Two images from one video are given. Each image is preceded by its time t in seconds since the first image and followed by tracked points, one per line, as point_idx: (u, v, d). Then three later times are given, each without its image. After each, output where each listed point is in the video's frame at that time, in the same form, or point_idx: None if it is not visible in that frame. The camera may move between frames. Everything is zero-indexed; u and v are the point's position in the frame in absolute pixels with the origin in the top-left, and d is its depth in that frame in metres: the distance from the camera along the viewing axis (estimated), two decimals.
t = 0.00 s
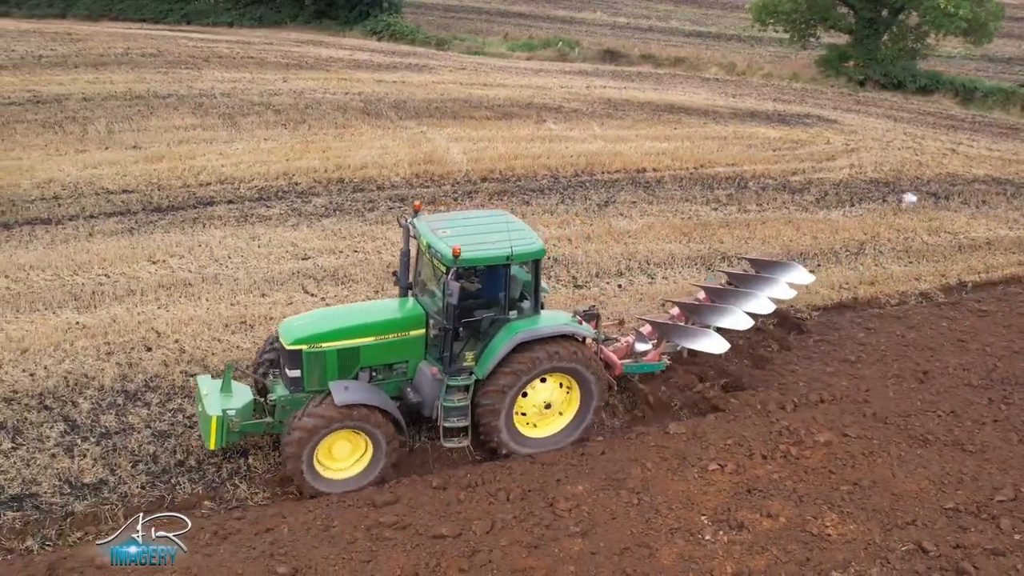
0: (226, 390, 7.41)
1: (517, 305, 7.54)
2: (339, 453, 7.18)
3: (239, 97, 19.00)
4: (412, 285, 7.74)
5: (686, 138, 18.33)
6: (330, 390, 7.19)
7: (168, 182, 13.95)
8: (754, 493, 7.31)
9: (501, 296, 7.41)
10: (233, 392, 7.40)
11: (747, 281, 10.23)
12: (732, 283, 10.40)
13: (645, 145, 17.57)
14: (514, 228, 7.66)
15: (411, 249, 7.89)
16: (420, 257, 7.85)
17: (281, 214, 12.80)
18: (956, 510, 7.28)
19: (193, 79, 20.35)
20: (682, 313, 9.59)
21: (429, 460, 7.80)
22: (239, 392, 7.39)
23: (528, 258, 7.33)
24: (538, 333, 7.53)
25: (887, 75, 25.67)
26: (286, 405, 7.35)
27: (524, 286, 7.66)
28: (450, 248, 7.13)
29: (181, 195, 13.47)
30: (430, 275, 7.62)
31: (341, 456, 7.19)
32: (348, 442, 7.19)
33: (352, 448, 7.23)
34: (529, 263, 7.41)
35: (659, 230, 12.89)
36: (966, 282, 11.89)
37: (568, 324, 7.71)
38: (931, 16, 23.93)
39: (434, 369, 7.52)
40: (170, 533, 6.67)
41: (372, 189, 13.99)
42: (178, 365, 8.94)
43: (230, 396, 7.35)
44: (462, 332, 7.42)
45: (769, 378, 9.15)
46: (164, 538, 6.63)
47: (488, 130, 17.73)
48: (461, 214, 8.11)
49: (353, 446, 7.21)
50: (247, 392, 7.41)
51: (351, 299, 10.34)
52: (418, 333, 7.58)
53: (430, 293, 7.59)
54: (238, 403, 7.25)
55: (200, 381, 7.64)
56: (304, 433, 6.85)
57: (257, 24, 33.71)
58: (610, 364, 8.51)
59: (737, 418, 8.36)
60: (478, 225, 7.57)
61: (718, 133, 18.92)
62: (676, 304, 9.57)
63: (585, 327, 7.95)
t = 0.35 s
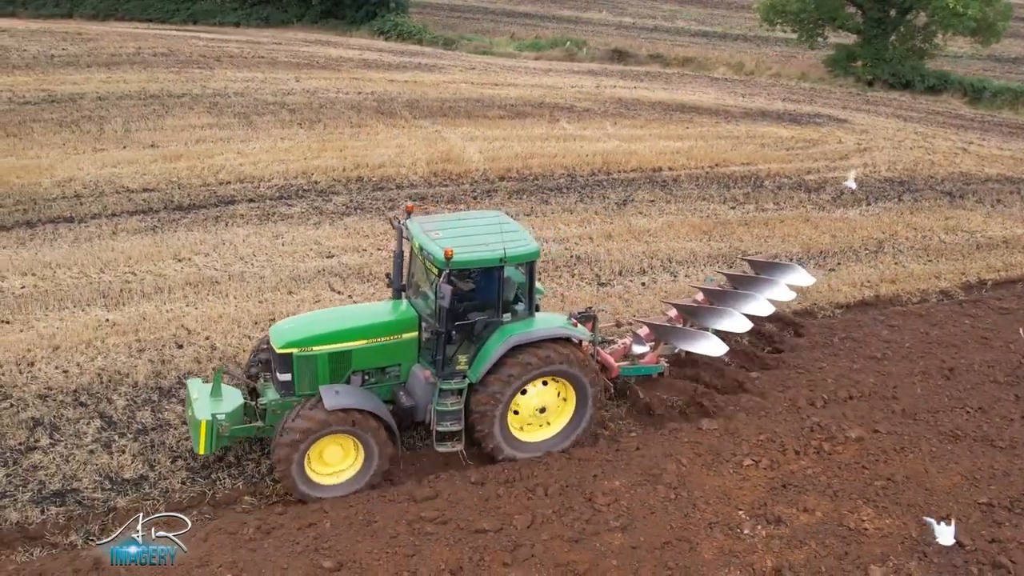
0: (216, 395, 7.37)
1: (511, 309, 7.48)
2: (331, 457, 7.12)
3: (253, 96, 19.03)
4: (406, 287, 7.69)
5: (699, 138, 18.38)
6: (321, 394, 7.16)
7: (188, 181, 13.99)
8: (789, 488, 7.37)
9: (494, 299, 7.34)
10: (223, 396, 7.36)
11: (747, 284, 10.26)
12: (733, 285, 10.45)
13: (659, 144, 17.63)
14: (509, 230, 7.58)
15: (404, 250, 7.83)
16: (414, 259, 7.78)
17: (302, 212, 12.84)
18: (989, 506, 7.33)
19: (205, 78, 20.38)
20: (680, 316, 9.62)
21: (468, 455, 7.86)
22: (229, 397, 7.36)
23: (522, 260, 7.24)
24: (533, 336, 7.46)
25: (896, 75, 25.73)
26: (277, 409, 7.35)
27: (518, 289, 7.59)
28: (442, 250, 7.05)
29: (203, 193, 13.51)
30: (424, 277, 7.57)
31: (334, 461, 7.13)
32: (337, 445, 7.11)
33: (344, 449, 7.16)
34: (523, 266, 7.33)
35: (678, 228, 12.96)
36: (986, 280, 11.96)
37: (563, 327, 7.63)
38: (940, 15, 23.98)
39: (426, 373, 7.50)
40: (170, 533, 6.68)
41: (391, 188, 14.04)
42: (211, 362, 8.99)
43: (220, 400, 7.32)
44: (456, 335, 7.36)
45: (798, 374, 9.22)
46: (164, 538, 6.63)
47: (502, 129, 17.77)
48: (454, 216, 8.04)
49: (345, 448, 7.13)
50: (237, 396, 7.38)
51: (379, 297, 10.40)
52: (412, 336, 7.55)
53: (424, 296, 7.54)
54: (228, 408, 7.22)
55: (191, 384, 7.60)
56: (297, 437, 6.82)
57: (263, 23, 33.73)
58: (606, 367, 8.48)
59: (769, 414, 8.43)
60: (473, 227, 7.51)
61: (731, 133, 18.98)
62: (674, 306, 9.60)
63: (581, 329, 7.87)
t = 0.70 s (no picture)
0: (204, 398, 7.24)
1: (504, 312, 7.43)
2: (321, 461, 7.03)
3: (267, 95, 19.08)
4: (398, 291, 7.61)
5: (711, 137, 18.44)
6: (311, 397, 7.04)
7: (208, 179, 14.03)
8: (823, 484, 7.42)
9: (487, 300, 7.25)
10: (211, 400, 7.24)
11: (744, 285, 10.27)
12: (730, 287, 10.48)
13: (672, 143, 17.68)
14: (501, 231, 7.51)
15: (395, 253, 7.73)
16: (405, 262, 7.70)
17: (323, 211, 12.89)
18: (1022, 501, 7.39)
19: (217, 78, 20.42)
20: (676, 317, 9.62)
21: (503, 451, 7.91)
22: (217, 401, 7.22)
23: (514, 261, 7.17)
24: (525, 339, 7.35)
25: (904, 74, 25.80)
26: (266, 413, 7.21)
27: (511, 291, 7.51)
28: (433, 252, 6.96)
29: (224, 192, 13.56)
30: (415, 279, 7.49)
31: (323, 465, 7.05)
32: (326, 448, 7.04)
33: (335, 451, 7.08)
34: (516, 267, 7.24)
35: (697, 227, 13.02)
36: (1005, 277, 12.02)
37: (556, 330, 7.53)
38: (949, 15, 24.06)
39: (417, 375, 7.38)
40: (170, 533, 6.63)
41: (409, 187, 14.09)
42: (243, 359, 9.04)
43: (208, 404, 7.19)
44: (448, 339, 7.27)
45: (826, 370, 9.28)
46: (164, 538, 6.59)
47: (516, 128, 17.83)
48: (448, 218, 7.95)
49: (334, 449, 7.04)
50: (225, 400, 7.25)
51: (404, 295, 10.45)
52: (402, 339, 7.42)
53: (416, 298, 7.44)
54: (216, 411, 7.09)
55: (178, 390, 7.48)
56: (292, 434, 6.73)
57: (270, 23, 33.77)
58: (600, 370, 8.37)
59: (800, 410, 8.48)
60: (464, 228, 7.44)
61: (743, 132, 19.04)
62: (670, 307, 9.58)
63: (574, 332, 7.77)
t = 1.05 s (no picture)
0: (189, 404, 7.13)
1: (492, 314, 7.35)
2: (308, 469, 6.94)
3: (279, 94, 19.12)
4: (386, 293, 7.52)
5: (723, 136, 18.49)
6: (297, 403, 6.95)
7: (227, 178, 14.07)
8: (855, 479, 7.48)
9: (476, 303, 7.17)
10: (197, 406, 7.14)
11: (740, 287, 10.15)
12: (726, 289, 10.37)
13: (685, 142, 17.75)
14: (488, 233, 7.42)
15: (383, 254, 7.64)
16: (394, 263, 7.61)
17: (343, 210, 12.94)
18: None
19: (229, 77, 20.45)
20: (671, 320, 9.53)
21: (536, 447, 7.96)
22: (203, 406, 7.12)
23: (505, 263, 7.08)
24: (515, 343, 7.27)
25: (911, 74, 25.88)
26: (253, 419, 7.13)
27: (501, 294, 7.43)
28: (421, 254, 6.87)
29: (243, 190, 13.60)
30: (404, 281, 7.40)
31: (310, 472, 6.95)
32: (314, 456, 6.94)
33: (323, 459, 6.98)
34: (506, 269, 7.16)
35: (714, 226, 13.07)
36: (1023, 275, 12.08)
37: (547, 332, 7.45)
38: (957, 15, 24.11)
39: (406, 380, 7.30)
40: (170, 533, 6.61)
41: (427, 185, 14.14)
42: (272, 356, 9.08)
43: (194, 410, 7.08)
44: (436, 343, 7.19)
45: (851, 368, 9.34)
46: (164, 538, 6.58)
47: (529, 127, 17.89)
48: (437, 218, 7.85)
49: (321, 454, 6.93)
50: (211, 405, 7.15)
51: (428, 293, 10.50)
52: (389, 344, 7.37)
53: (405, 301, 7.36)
54: (202, 417, 6.98)
55: (163, 395, 7.36)
56: (289, 432, 6.64)
57: (276, 23, 33.82)
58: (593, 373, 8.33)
59: (829, 406, 8.54)
60: (453, 230, 7.35)
61: (754, 131, 19.10)
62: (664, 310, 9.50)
63: (566, 336, 7.69)
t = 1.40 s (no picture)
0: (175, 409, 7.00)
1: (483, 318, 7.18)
2: (296, 475, 6.77)
3: (292, 93, 19.17)
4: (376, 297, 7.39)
5: (734, 135, 18.56)
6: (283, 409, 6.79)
7: (245, 177, 14.13)
8: (886, 474, 7.54)
9: (465, 308, 7.01)
10: (183, 411, 7.00)
11: (735, 288, 10.06)
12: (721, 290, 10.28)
13: (698, 141, 17.82)
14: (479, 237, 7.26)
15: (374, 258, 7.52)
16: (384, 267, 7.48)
17: (363, 208, 13.00)
18: None
19: (241, 77, 20.50)
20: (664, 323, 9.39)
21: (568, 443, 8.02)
22: (188, 412, 6.99)
23: (493, 267, 6.92)
24: (504, 348, 7.11)
25: (919, 74, 25.98)
26: (238, 425, 7.00)
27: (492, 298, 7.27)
28: (409, 258, 6.73)
29: (263, 189, 13.65)
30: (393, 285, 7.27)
31: (297, 479, 6.79)
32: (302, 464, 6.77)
33: (311, 467, 6.81)
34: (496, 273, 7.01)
35: (731, 224, 13.13)
36: None
37: (538, 337, 7.29)
38: (965, 14, 24.15)
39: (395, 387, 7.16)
40: (170, 533, 6.62)
41: (444, 184, 14.20)
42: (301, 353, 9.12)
43: (179, 416, 6.95)
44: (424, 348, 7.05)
45: (876, 365, 9.40)
46: (163, 538, 6.59)
47: (542, 126, 17.95)
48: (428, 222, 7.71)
49: (307, 461, 6.76)
50: (197, 410, 7.02)
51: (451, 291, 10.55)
52: (378, 348, 7.22)
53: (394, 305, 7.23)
54: (186, 423, 6.85)
55: (150, 400, 7.23)
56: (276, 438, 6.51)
57: (282, 23, 33.87)
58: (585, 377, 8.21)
59: (856, 403, 8.60)
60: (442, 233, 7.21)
61: (766, 130, 19.16)
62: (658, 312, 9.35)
63: (559, 340, 7.52)
